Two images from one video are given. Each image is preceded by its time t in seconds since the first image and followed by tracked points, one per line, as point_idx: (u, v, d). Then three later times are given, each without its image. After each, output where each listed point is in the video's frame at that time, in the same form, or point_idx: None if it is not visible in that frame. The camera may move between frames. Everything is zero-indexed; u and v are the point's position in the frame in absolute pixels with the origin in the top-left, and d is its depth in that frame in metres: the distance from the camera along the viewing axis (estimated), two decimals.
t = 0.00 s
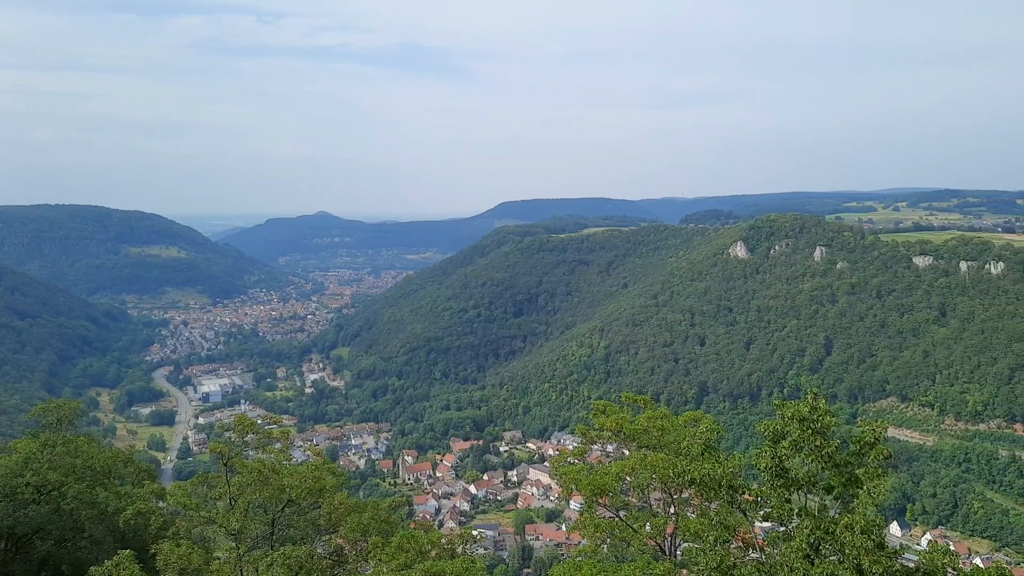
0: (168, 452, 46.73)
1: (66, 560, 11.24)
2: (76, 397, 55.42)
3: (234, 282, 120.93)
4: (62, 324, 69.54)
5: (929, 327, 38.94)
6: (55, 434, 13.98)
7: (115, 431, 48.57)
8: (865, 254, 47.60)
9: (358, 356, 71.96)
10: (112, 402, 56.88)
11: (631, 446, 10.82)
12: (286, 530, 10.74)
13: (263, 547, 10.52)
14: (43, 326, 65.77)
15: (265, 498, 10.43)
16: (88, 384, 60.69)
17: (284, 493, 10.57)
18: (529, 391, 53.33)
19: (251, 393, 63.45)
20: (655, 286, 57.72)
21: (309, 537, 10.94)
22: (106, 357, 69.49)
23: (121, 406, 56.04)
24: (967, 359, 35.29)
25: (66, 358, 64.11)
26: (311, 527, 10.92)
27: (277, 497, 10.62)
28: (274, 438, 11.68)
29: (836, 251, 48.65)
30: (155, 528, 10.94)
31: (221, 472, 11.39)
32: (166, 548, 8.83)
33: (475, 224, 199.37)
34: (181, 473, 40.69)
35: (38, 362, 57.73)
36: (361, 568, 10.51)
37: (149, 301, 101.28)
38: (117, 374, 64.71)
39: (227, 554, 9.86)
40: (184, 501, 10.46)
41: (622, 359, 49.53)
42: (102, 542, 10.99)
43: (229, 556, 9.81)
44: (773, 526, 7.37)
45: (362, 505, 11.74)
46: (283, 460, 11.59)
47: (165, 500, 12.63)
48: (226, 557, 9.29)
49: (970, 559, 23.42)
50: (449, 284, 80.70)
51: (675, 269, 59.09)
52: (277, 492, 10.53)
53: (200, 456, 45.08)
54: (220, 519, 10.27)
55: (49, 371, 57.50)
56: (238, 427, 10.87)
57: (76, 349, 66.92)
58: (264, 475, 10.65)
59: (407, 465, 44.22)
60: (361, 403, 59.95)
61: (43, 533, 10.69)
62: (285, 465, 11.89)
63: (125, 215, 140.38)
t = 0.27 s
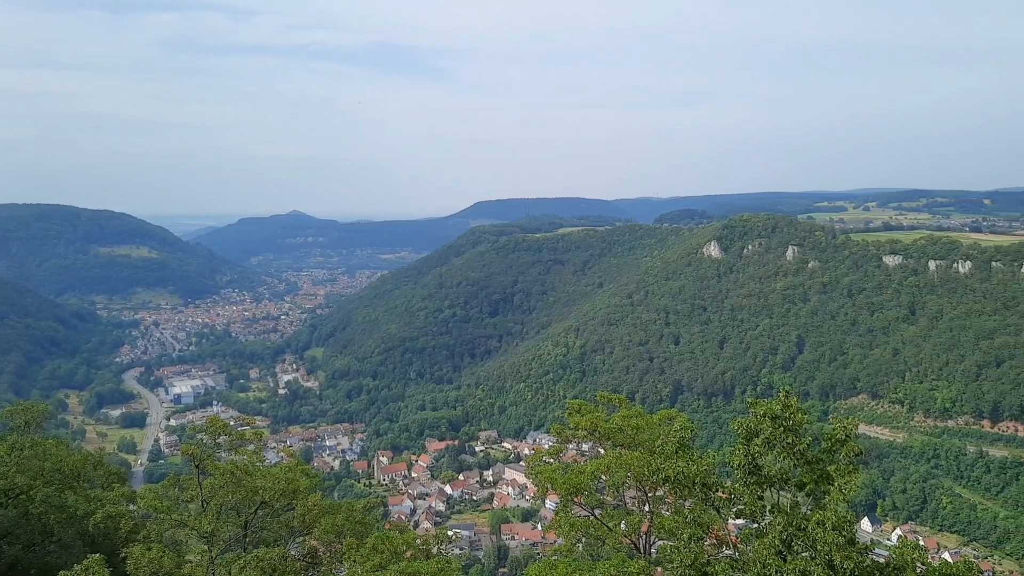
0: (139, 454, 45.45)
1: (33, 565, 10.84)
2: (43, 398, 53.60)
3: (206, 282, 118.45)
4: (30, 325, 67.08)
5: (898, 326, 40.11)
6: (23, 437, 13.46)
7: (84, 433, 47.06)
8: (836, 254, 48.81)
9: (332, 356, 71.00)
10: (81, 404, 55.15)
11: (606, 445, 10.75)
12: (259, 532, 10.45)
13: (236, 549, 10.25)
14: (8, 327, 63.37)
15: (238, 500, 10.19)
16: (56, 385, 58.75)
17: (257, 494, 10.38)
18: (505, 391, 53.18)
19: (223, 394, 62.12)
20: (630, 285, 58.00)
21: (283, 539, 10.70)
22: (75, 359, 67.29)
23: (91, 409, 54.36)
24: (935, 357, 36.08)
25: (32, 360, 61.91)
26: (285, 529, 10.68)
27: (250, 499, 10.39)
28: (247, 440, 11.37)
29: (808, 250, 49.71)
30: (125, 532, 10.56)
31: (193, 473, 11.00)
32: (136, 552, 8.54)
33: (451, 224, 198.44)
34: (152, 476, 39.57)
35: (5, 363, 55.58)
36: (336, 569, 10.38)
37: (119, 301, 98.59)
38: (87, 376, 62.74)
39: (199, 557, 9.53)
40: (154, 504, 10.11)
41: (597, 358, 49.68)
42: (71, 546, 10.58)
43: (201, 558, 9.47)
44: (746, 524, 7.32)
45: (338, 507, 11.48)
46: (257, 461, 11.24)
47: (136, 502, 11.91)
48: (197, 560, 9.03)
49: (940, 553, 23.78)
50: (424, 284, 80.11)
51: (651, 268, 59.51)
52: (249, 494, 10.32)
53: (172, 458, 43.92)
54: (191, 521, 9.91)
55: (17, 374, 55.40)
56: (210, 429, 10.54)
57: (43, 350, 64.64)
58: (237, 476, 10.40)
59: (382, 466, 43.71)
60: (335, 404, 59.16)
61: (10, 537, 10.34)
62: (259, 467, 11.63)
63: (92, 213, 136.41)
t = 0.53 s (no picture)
0: (104, 458, 43.91)
1: None
2: (1, 401, 51.36)
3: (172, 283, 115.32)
4: None
5: (864, 323, 41.36)
6: None
7: (46, 436, 45.29)
8: (803, 252, 49.93)
9: (302, 357, 69.75)
10: (43, 407, 53.10)
11: (577, 443, 10.64)
12: (226, 536, 10.15)
13: (202, 554, 10.00)
14: None
15: (205, 504, 9.87)
16: (16, 388, 56.48)
17: (224, 498, 10.07)
18: (477, 391, 52.91)
19: (190, 395, 60.51)
20: (601, 285, 58.26)
21: (251, 542, 10.40)
22: (37, 360, 64.79)
23: (52, 412, 52.37)
24: (900, 354, 37.23)
25: None
26: (253, 532, 10.35)
27: (217, 502, 10.07)
28: (215, 442, 11.15)
29: (775, 250, 50.78)
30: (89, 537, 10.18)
31: (159, 477, 10.60)
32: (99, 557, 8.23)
33: (422, 223, 196.88)
34: (117, 479, 38.24)
35: None
36: (305, 571, 10.01)
37: (83, 301, 95.40)
38: (50, 378, 60.47)
39: (166, 562, 9.21)
40: (119, 507, 9.75)
41: (568, 358, 49.76)
42: (35, 551, 10.20)
43: (167, 564, 9.17)
44: (715, 521, 7.24)
45: (307, 508, 11.19)
46: (224, 463, 10.88)
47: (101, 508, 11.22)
48: (163, 565, 8.73)
49: (903, 547, 24.29)
50: (394, 283, 79.26)
51: (622, 267, 59.89)
52: (216, 497, 10.01)
53: (138, 461, 42.53)
54: (158, 525, 9.57)
55: None
56: (176, 431, 10.52)
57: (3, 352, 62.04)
58: (204, 480, 10.09)
59: (352, 467, 43.08)
60: (304, 405, 58.12)
61: None
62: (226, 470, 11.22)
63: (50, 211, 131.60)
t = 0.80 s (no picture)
0: (76, 460, 42.69)
1: None
2: None
3: (144, 284, 112.75)
4: None
5: (838, 321, 42.21)
6: None
7: (15, 440, 43.87)
8: (778, 251, 50.80)
9: (277, 357, 68.71)
10: (13, 410, 51.45)
11: (555, 443, 10.57)
12: (201, 539, 9.94)
13: (177, 557, 9.78)
14: None
15: (180, 507, 9.65)
16: None
17: (199, 500, 9.86)
18: (455, 390, 52.63)
19: (164, 397, 59.16)
20: (579, 284, 58.41)
21: (226, 545, 10.15)
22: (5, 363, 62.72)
23: (21, 415, 50.76)
24: (873, 352, 38.02)
25: None
26: (228, 535, 10.10)
27: (192, 505, 9.86)
28: (190, 445, 10.91)
29: (750, 249, 51.54)
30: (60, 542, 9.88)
31: (132, 480, 10.31)
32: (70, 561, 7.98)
33: (400, 223, 195.45)
34: (89, 483, 37.18)
35: None
36: (282, 573, 9.83)
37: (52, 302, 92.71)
38: (19, 380, 58.63)
39: (138, 566, 8.98)
40: (91, 512, 9.49)
41: (547, 357, 49.75)
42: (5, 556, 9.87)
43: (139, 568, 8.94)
44: (692, 519, 7.18)
45: (283, 510, 10.99)
46: (200, 466, 10.64)
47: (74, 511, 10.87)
48: (135, 569, 8.48)
49: (876, 543, 24.71)
50: (371, 283, 78.45)
51: (599, 266, 60.14)
52: (191, 500, 9.78)
53: (111, 463, 41.43)
54: (131, 528, 9.32)
55: None
56: (150, 433, 10.23)
57: None
58: (178, 483, 9.84)
59: (330, 469, 42.52)
60: (281, 406, 57.23)
61: None
62: (201, 473, 10.96)
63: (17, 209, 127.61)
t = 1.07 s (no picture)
0: (50, 464, 41.57)
1: None
2: None
3: (119, 284, 110.37)
4: None
5: (814, 320, 42.95)
6: None
7: None
8: (755, 250, 51.50)
9: (255, 358, 67.59)
10: None
11: (535, 442, 10.48)
12: (178, 541, 9.78)
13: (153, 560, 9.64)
14: None
15: (156, 509, 9.47)
16: None
17: (177, 503, 9.67)
18: (435, 390, 52.30)
19: (140, 399, 57.92)
20: (558, 284, 58.46)
21: (203, 548, 10.05)
22: None
23: None
24: (850, 350, 38.73)
25: None
26: (205, 537, 9.97)
27: (169, 507, 9.68)
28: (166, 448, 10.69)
29: (729, 248, 52.13)
30: (34, 547, 9.64)
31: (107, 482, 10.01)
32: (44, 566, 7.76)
33: (379, 222, 193.67)
34: (64, 486, 36.24)
35: None
36: None
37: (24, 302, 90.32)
38: None
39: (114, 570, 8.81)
40: (65, 516, 9.27)
41: (526, 357, 49.69)
42: None
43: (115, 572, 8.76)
44: (670, 517, 7.11)
45: (262, 512, 10.84)
46: (177, 468, 10.41)
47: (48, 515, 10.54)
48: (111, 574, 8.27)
49: (853, 539, 25.01)
50: (350, 283, 77.67)
51: (578, 266, 60.30)
52: (167, 503, 9.58)
53: (87, 466, 40.42)
54: (107, 532, 9.11)
55: None
56: (125, 436, 9.86)
57: None
58: (154, 486, 9.56)
59: (309, 470, 42.01)
60: (259, 408, 56.39)
61: None
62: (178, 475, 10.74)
63: None
